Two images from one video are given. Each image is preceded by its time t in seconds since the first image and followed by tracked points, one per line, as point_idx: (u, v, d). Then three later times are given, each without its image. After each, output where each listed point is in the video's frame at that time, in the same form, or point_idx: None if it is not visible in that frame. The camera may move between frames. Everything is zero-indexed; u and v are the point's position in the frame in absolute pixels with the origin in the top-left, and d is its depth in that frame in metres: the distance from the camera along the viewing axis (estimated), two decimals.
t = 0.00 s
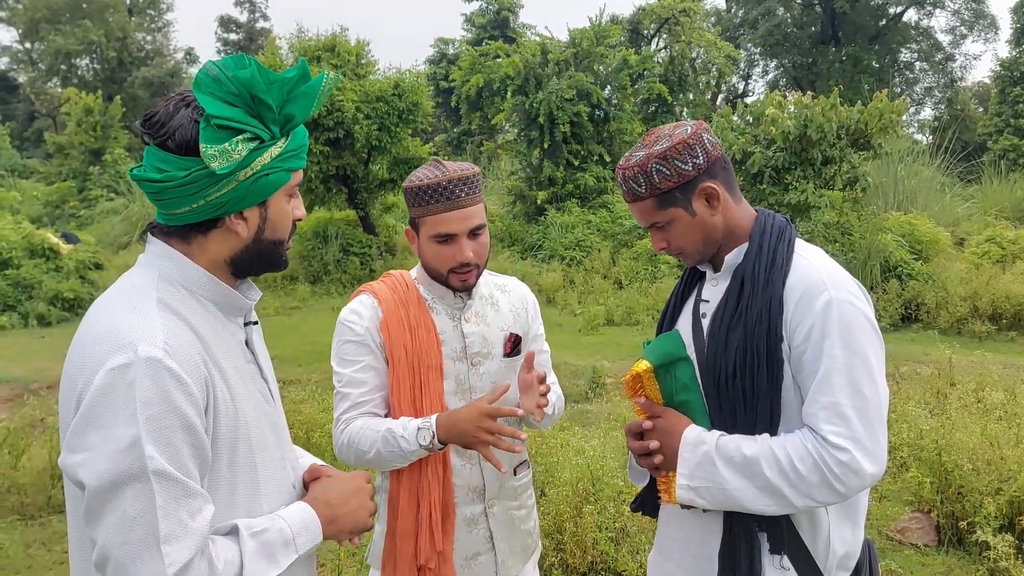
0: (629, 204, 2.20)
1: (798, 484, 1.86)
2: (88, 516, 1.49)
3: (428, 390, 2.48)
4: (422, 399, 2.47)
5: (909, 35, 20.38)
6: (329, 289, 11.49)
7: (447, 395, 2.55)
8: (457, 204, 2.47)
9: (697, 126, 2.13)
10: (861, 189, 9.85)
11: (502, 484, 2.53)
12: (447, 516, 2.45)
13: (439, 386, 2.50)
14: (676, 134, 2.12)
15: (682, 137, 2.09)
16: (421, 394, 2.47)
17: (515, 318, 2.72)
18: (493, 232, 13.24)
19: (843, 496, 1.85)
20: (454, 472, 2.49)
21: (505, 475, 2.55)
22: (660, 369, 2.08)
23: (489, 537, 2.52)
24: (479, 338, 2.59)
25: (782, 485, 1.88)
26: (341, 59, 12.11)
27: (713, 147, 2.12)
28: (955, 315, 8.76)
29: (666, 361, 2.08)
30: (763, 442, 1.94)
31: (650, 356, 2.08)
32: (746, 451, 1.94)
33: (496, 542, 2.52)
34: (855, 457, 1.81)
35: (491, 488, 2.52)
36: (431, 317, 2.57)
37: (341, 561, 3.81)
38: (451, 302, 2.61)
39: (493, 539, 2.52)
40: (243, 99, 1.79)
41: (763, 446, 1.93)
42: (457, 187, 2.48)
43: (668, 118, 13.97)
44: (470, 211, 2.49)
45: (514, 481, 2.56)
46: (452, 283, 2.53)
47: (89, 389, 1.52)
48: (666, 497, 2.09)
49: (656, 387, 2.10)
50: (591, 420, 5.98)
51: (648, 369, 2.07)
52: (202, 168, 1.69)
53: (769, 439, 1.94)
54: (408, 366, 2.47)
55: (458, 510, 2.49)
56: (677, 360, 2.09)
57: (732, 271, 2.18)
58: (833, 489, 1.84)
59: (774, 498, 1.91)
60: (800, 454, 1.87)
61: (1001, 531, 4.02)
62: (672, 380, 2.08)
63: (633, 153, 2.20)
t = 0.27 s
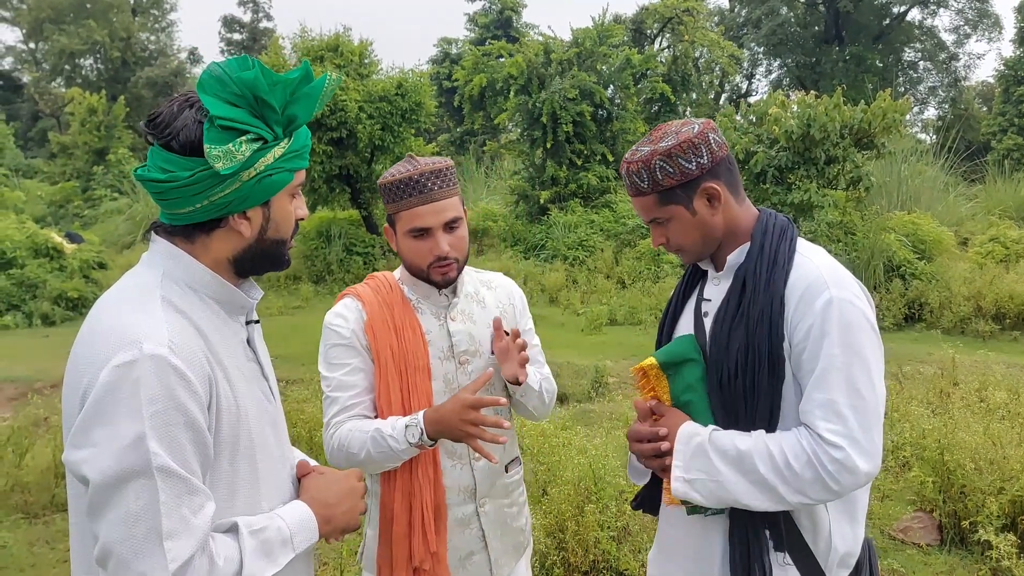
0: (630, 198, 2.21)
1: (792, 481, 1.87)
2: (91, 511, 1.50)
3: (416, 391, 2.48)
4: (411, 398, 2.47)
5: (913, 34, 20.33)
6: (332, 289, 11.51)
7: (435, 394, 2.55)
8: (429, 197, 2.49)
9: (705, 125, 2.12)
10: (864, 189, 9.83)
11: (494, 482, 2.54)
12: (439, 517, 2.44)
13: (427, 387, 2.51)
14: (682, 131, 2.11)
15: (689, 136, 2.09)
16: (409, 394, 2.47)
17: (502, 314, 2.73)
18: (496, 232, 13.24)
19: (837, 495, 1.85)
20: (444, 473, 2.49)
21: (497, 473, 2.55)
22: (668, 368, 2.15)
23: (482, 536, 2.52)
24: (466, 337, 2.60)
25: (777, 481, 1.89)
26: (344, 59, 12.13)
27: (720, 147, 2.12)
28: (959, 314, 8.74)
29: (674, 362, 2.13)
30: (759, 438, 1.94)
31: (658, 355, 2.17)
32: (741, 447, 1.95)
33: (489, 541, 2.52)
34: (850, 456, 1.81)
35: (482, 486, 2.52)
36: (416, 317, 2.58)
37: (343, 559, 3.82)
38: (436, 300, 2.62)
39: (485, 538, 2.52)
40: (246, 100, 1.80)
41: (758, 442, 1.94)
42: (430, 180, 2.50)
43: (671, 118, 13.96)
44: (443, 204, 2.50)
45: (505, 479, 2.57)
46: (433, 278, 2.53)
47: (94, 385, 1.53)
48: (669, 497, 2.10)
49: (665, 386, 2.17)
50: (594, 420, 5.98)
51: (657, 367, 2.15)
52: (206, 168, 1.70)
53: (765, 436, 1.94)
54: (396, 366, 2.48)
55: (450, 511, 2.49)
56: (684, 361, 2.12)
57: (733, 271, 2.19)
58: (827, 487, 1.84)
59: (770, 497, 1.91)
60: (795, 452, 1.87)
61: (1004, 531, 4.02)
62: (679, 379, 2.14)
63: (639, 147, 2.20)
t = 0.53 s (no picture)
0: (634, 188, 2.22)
1: (787, 484, 1.88)
2: (99, 510, 1.51)
3: (409, 390, 2.50)
4: (404, 398, 2.49)
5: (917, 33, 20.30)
6: (335, 289, 11.54)
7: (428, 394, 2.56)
8: (416, 191, 2.52)
9: (717, 125, 2.13)
10: (868, 189, 9.82)
11: (489, 482, 2.55)
12: (433, 518, 2.46)
13: (420, 388, 2.51)
14: (692, 128, 2.12)
15: (698, 133, 2.09)
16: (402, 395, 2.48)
17: (494, 313, 2.75)
18: (499, 232, 13.24)
19: (832, 497, 1.86)
20: (439, 475, 2.51)
21: (492, 474, 2.56)
22: (658, 374, 2.14)
23: (478, 537, 2.52)
24: (458, 337, 2.61)
25: (772, 484, 1.90)
26: (347, 59, 12.15)
27: (728, 148, 2.12)
28: (963, 315, 8.73)
29: (664, 368, 2.13)
30: (754, 441, 1.96)
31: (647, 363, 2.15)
32: (736, 451, 1.96)
33: (485, 542, 2.52)
34: (844, 457, 1.82)
35: (477, 487, 2.53)
36: (408, 319, 2.58)
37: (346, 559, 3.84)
38: (428, 301, 2.63)
39: (482, 539, 2.52)
40: (250, 103, 1.81)
41: (751, 446, 1.95)
42: (415, 174, 2.53)
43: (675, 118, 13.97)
44: (430, 197, 2.53)
45: (501, 479, 2.59)
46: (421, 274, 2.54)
47: (101, 386, 1.55)
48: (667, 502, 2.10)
49: (656, 393, 2.15)
50: (597, 420, 6.00)
51: (647, 375, 2.14)
52: (211, 171, 1.72)
53: (760, 439, 1.95)
54: (388, 366, 2.49)
55: (445, 513, 2.50)
56: (674, 366, 2.13)
57: (733, 272, 2.20)
58: (822, 489, 1.85)
59: (765, 500, 1.93)
60: (789, 454, 1.88)
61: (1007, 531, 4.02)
62: (669, 385, 2.13)
63: (648, 139, 2.21)
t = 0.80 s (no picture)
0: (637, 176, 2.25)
1: (769, 481, 1.89)
2: (104, 508, 1.53)
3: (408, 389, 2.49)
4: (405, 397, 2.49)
5: (921, 33, 20.25)
6: (339, 289, 11.58)
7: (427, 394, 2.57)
8: (409, 183, 2.58)
9: (727, 123, 2.14)
10: (871, 189, 9.81)
11: (489, 483, 2.57)
12: (433, 519, 2.46)
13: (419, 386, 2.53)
14: (701, 124, 2.13)
15: (705, 129, 2.10)
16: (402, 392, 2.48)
17: (495, 316, 2.78)
18: (502, 232, 13.23)
19: (813, 492, 1.88)
20: (439, 476, 2.52)
21: (493, 476, 2.58)
22: (632, 384, 2.20)
23: (478, 539, 2.53)
24: (458, 338, 2.63)
25: (754, 481, 1.91)
26: (351, 60, 12.16)
27: (735, 148, 2.13)
28: (966, 315, 8.72)
29: (637, 376, 2.19)
30: (737, 440, 1.97)
31: (620, 373, 2.23)
32: (717, 450, 1.97)
33: (485, 544, 2.53)
34: (825, 453, 1.84)
35: (477, 488, 2.54)
36: (408, 320, 2.59)
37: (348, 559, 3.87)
38: (426, 301, 2.65)
39: (481, 540, 2.53)
40: (255, 105, 1.82)
41: (734, 444, 1.96)
42: (407, 170, 2.59)
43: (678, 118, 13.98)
44: (420, 190, 2.57)
45: (501, 481, 2.61)
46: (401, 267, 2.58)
47: (106, 385, 1.56)
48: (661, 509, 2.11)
49: (633, 402, 2.21)
50: (600, 421, 6.01)
51: (621, 387, 2.22)
52: (216, 173, 1.73)
53: (743, 437, 1.97)
54: (388, 364, 2.49)
55: (445, 514, 2.51)
56: (646, 373, 2.19)
57: (728, 271, 2.21)
58: (804, 485, 1.86)
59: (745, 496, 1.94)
60: (771, 452, 1.90)
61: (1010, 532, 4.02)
62: (644, 392, 2.18)
63: (658, 129, 2.23)
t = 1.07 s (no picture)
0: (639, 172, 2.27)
1: (746, 477, 1.92)
2: (111, 506, 1.54)
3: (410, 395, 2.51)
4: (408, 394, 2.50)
5: (924, 33, 20.20)
6: (342, 289, 11.60)
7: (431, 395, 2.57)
8: (413, 181, 2.60)
9: (729, 124, 2.15)
10: (874, 189, 9.79)
11: (490, 486, 2.58)
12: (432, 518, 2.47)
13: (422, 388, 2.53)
14: (703, 123, 2.14)
15: (707, 128, 2.12)
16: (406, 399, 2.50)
17: (501, 319, 2.77)
18: (505, 232, 13.21)
19: (790, 486, 1.89)
20: (440, 476, 2.53)
21: (494, 478, 2.59)
22: (617, 409, 2.23)
23: (477, 540, 2.54)
24: (462, 339, 2.64)
25: (731, 478, 1.94)
26: (353, 60, 12.17)
27: (734, 149, 2.15)
28: (969, 315, 8.72)
29: (622, 402, 2.21)
30: (714, 439, 2.00)
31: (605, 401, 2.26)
32: (694, 449, 2.01)
33: (483, 546, 2.54)
34: (799, 446, 1.86)
35: (478, 490, 2.55)
36: (415, 321, 2.60)
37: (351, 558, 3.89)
38: (432, 300, 2.66)
39: (480, 542, 2.54)
40: (257, 107, 1.83)
41: (711, 443, 2.00)
42: (413, 168, 2.63)
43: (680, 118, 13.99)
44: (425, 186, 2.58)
45: (503, 484, 2.62)
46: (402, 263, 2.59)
47: (113, 385, 1.58)
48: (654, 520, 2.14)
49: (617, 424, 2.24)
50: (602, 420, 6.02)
51: (607, 413, 2.25)
52: (220, 174, 1.74)
53: (721, 436, 2.00)
54: (391, 361, 2.50)
55: (445, 513, 2.52)
56: (629, 398, 2.20)
57: (722, 271, 2.22)
58: (780, 479, 1.88)
59: (722, 490, 1.97)
60: (746, 449, 1.93)
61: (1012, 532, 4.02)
62: (629, 415, 2.20)
63: (662, 126, 2.24)
